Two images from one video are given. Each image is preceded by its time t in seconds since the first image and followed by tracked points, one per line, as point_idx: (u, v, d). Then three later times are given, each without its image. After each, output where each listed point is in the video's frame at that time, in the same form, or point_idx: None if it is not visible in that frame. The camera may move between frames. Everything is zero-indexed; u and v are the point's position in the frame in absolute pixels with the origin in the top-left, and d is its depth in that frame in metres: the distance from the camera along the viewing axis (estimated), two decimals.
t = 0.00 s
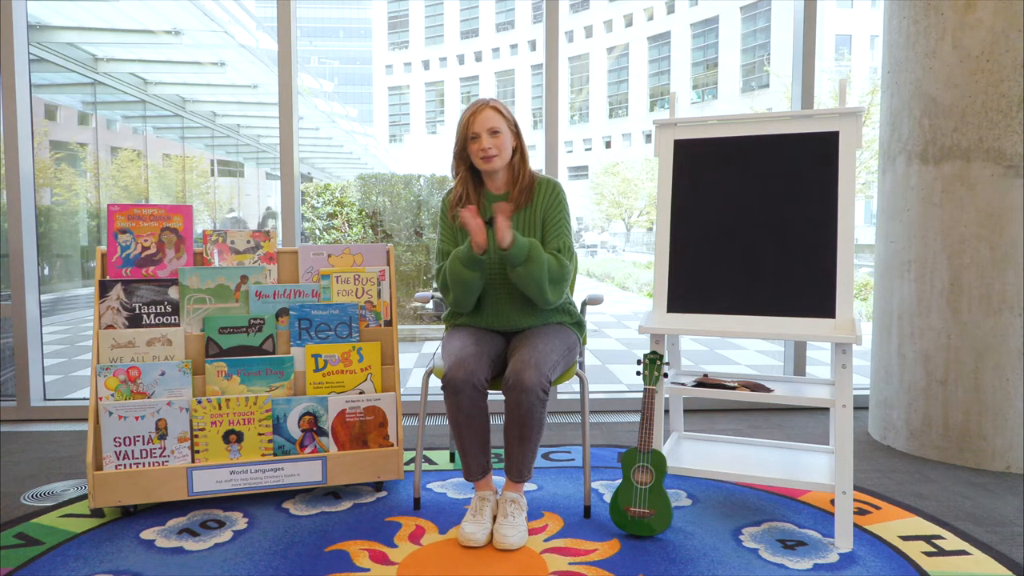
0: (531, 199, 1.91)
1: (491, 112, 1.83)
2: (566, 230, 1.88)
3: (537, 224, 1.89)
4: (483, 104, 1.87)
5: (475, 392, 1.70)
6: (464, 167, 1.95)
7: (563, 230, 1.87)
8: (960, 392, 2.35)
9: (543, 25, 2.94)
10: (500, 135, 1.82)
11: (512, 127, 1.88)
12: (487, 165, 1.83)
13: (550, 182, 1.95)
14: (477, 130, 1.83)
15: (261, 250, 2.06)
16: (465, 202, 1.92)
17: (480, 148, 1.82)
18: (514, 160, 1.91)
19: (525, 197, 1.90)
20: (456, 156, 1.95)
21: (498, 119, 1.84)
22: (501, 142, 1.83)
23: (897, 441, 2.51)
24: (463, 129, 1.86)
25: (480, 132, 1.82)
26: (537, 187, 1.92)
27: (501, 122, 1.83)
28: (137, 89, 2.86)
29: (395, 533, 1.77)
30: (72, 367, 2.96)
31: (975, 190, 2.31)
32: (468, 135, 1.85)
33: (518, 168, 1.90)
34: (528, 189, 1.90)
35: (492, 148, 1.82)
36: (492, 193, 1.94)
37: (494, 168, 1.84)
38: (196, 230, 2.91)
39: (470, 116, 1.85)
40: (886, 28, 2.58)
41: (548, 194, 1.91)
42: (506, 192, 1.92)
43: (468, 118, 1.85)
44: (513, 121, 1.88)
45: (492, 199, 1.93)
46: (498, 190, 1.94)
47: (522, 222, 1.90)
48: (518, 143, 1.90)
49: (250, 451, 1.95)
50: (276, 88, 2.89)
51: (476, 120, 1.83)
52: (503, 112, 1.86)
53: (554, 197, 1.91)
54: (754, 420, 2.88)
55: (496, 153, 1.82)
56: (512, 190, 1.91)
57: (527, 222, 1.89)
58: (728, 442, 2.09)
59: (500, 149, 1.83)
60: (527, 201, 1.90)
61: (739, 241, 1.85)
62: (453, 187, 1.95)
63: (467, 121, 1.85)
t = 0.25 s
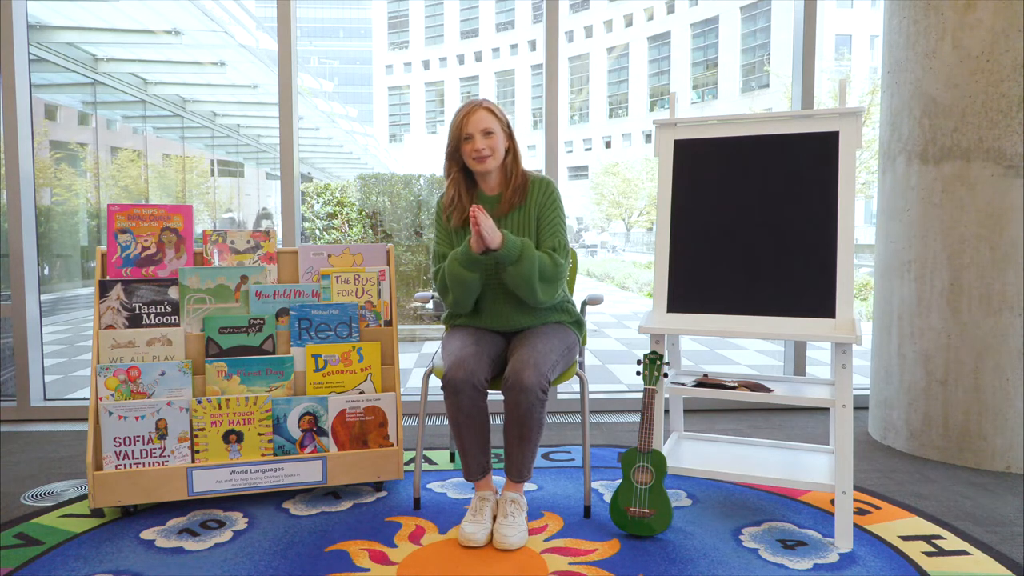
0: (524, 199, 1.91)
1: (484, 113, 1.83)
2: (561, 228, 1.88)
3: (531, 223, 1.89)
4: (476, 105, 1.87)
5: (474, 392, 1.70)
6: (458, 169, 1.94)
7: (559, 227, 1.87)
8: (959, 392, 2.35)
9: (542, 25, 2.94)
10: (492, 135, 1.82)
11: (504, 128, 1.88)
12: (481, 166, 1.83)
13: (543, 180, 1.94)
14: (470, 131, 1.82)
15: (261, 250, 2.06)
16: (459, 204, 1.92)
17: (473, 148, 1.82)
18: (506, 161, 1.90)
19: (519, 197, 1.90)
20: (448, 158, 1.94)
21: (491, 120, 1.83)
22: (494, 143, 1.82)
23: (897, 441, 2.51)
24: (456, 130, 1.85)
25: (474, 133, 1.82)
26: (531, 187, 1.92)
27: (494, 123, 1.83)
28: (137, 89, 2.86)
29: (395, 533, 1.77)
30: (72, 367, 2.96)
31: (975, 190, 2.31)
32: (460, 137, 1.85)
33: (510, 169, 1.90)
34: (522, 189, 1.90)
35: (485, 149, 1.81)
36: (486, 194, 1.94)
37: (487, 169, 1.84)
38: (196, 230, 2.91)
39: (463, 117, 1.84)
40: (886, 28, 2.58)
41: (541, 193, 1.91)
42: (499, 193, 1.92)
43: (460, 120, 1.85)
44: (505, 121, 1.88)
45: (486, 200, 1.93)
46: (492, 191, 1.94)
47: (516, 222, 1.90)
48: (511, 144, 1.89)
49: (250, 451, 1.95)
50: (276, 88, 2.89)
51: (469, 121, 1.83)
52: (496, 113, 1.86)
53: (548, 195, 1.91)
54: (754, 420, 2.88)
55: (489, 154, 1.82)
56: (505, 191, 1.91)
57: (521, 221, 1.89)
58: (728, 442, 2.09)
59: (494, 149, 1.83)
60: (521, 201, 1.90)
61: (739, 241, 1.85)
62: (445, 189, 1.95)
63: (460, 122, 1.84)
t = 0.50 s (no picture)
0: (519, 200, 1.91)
1: (479, 114, 1.83)
2: (556, 226, 1.89)
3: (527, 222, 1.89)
4: (471, 107, 1.86)
5: (474, 392, 1.69)
6: (451, 170, 1.94)
7: (553, 226, 1.88)
8: (959, 392, 2.35)
9: (542, 25, 2.94)
10: (487, 137, 1.82)
11: (499, 130, 1.88)
12: (475, 168, 1.83)
13: (536, 179, 1.95)
14: (465, 133, 1.82)
15: (261, 250, 2.06)
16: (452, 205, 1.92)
17: (468, 150, 1.82)
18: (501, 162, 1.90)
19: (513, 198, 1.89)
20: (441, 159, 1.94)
21: (486, 122, 1.83)
22: (489, 145, 1.82)
23: (897, 441, 2.51)
24: (450, 132, 1.85)
25: (469, 135, 1.82)
26: (525, 186, 1.92)
27: (490, 125, 1.83)
28: (137, 89, 2.86)
29: (395, 533, 1.77)
30: (72, 367, 2.96)
31: (975, 190, 2.31)
32: (454, 138, 1.84)
33: (504, 170, 1.90)
34: (516, 189, 1.90)
35: (480, 151, 1.81)
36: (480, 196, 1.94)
37: (482, 171, 1.84)
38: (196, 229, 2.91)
39: (458, 118, 1.84)
40: (886, 28, 2.58)
41: (536, 192, 1.91)
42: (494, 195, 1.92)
43: (455, 121, 1.84)
44: (500, 123, 1.88)
45: (480, 202, 1.93)
46: (486, 192, 1.94)
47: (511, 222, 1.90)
48: (505, 145, 1.89)
49: (250, 451, 1.95)
50: (276, 88, 2.89)
51: (465, 123, 1.83)
52: (491, 114, 1.86)
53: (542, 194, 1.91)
54: (754, 420, 2.88)
55: (484, 156, 1.82)
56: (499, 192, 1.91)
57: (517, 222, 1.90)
58: (728, 442, 2.09)
59: (489, 151, 1.83)
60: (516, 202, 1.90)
61: (738, 241, 1.85)
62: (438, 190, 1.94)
63: (455, 123, 1.84)
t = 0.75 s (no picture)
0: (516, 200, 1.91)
1: (478, 116, 1.83)
2: (554, 225, 1.89)
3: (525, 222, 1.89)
4: (468, 108, 1.85)
5: (474, 392, 1.69)
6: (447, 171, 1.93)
7: (552, 224, 1.88)
8: (959, 392, 2.35)
9: (542, 25, 2.95)
10: (486, 140, 1.82)
11: (497, 132, 1.88)
12: (474, 170, 1.83)
13: (532, 177, 1.95)
14: (464, 135, 1.81)
15: (261, 250, 2.07)
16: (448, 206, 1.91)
17: (468, 152, 1.81)
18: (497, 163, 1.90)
19: (509, 198, 1.90)
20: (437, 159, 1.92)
21: (484, 124, 1.83)
22: (488, 147, 1.83)
23: (897, 441, 2.51)
24: (448, 132, 1.83)
25: (467, 137, 1.81)
26: (521, 185, 1.92)
27: (487, 126, 1.83)
28: (137, 89, 2.86)
29: (395, 533, 1.77)
30: (72, 367, 2.96)
31: (975, 190, 2.31)
32: (452, 140, 1.83)
33: (501, 171, 1.90)
34: (512, 189, 1.90)
35: (479, 153, 1.81)
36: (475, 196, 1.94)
37: (480, 173, 1.84)
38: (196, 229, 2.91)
39: (457, 119, 1.83)
40: (886, 28, 2.58)
41: (533, 191, 1.91)
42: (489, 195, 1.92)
43: (452, 123, 1.83)
44: (497, 124, 1.88)
45: (477, 202, 1.93)
46: (482, 192, 1.93)
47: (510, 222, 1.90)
48: (502, 146, 1.90)
49: (250, 451, 1.95)
50: (276, 88, 2.89)
51: (463, 125, 1.82)
52: (488, 116, 1.86)
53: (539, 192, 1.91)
54: (754, 420, 2.88)
55: (484, 158, 1.82)
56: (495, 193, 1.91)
57: (514, 221, 1.90)
58: (728, 442, 2.09)
59: (487, 153, 1.83)
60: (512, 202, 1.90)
61: (738, 241, 1.85)
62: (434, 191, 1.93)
63: (454, 124, 1.82)
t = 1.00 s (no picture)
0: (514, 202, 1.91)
1: (487, 122, 1.79)
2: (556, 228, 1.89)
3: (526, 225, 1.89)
4: (475, 111, 1.81)
5: (474, 391, 1.69)
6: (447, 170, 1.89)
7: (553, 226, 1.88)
8: (959, 392, 2.35)
9: (542, 25, 2.95)
10: (494, 147, 1.79)
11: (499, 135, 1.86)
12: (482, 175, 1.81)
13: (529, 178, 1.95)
14: (475, 142, 1.77)
15: (261, 250, 2.07)
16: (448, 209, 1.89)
17: (478, 158, 1.78)
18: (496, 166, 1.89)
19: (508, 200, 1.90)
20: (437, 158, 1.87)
21: (492, 129, 1.80)
22: (495, 154, 1.81)
23: (897, 441, 2.51)
24: (455, 135, 1.78)
25: (478, 144, 1.77)
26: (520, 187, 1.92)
27: (495, 132, 1.80)
28: (137, 89, 2.86)
29: (395, 533, 1.77)
30: (72, 367, 2.96)
31: (975, 190, 2.31)
32: (461, 145, 1.78)
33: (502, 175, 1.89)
34: (510, 190, 1.90)
35: (487, 161, 1.79)
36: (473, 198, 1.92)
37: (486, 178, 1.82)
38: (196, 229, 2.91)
39: (465, 123, 1.78)
40: (886, 28, 2.58)
41: (533, 193, 1.91)
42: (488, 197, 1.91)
43: (462, 127, 1.78)
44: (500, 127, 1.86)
45: (476, 204, 1.92)
46: (481, 194, 1.92)
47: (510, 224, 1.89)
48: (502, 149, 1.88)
49: (250, 451, 1.95)
50: (276, 89, 2.89)
51: (473, 130, 1.78)
52: (494, 120, 1.82)
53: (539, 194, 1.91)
54: (754, 420, 2.88)
55: (492, 164, 1.80)
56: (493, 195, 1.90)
57: (514, 222, 1.90)
58: (728, 442, 2.09)
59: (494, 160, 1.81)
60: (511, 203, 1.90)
61: (738, 241, 1.85)
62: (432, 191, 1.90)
63: (463, 128, 1.78)
